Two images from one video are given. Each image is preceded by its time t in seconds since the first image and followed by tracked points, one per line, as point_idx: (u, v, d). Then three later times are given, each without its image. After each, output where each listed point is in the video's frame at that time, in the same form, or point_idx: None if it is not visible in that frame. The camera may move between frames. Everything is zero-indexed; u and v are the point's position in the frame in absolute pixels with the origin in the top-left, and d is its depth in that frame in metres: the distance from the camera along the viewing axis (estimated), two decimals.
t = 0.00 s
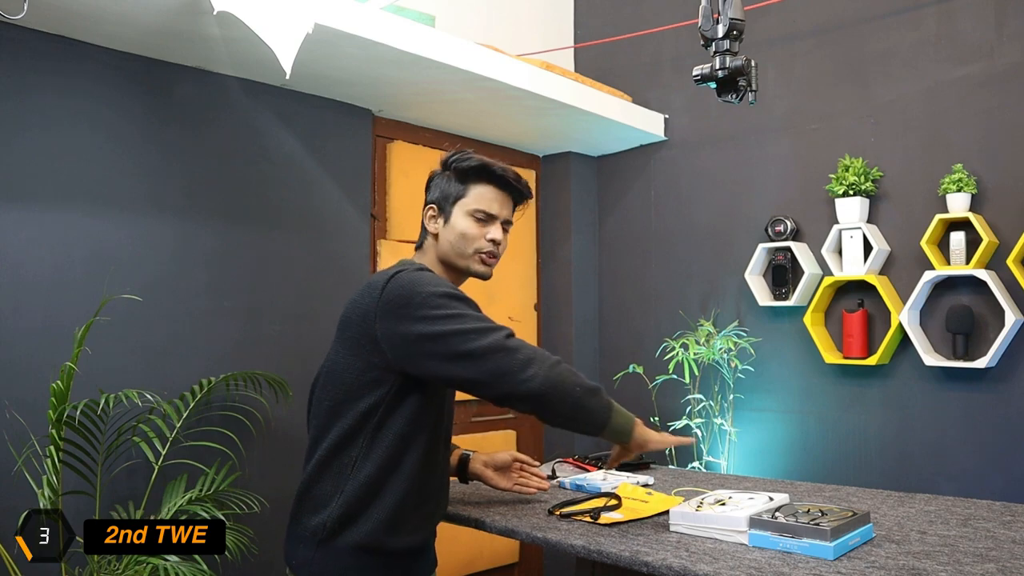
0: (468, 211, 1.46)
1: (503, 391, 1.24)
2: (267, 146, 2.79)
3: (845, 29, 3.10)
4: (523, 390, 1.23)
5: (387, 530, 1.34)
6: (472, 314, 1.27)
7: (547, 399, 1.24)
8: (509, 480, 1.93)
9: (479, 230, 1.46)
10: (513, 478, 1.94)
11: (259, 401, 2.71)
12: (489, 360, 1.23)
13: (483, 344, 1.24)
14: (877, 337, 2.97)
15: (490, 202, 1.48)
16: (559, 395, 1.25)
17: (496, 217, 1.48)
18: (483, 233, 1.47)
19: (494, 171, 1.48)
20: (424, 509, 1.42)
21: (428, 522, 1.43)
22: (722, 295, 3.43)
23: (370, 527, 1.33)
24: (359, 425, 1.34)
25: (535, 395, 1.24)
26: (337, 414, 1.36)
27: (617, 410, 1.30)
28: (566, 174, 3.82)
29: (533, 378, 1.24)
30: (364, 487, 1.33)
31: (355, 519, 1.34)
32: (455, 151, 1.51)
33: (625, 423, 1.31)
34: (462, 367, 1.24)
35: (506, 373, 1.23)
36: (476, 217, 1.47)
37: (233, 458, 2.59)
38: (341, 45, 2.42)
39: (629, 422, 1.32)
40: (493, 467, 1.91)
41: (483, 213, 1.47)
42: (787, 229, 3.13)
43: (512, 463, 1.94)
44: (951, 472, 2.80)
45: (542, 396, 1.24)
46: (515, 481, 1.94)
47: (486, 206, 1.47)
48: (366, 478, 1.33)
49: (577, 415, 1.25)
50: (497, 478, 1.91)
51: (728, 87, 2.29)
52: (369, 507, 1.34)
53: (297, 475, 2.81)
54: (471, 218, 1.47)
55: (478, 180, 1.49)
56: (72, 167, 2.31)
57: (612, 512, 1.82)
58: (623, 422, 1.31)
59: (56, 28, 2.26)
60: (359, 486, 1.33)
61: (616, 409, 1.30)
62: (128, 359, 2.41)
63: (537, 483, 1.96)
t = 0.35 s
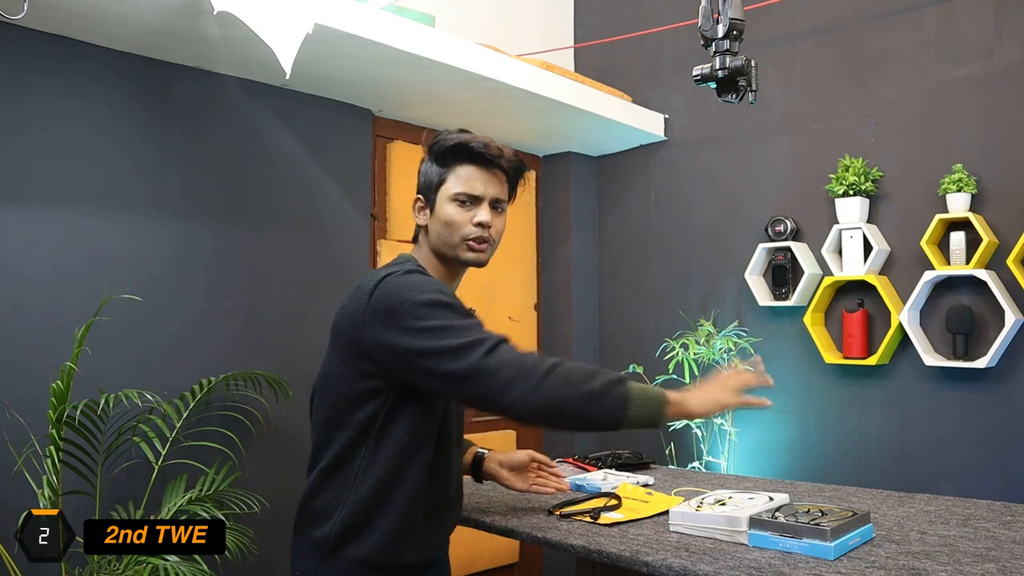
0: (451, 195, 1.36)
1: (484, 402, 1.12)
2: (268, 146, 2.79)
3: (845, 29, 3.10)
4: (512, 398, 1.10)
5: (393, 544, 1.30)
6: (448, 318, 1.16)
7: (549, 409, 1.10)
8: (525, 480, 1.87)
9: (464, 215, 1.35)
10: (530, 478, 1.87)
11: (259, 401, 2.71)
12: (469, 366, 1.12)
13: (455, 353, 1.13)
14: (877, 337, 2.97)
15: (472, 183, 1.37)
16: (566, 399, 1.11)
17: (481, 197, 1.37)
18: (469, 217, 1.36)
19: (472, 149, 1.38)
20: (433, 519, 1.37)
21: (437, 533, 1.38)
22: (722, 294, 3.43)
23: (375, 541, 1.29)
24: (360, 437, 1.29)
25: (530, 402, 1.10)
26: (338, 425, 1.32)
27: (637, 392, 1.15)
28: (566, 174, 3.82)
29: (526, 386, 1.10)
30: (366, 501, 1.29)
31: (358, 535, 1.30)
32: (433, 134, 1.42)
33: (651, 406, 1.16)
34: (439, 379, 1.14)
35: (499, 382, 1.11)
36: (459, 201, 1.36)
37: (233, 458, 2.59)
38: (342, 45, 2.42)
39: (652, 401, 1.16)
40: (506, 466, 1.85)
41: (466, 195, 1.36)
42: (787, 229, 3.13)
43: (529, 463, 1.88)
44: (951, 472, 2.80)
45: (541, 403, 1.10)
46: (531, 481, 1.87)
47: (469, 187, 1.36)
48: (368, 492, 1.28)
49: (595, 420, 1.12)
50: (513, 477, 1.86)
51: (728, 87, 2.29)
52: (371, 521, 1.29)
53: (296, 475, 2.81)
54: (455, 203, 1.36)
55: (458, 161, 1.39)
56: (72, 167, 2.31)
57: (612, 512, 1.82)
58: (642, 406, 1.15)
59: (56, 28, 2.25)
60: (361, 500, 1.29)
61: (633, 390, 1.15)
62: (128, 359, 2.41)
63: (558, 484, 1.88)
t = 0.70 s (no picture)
0: (425, 168, 1.22)
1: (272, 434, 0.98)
2: (268, 146, 2.79)
3: (845, 28, 3.10)
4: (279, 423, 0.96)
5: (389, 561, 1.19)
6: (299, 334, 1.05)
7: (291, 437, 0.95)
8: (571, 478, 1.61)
9: (441, 187, 1.20)
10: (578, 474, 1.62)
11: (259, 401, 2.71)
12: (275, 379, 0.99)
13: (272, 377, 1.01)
14: (877, 337, 2.97)
15: (446, 152, 1.23)
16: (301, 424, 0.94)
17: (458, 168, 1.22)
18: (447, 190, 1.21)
19: (441, 116, 1.24)
20: (439, 530, 1.24)
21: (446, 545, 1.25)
22: (722, 294, 3.43)
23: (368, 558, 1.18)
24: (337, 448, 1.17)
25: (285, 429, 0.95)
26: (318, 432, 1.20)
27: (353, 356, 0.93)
28: (566, 174, 3.82)
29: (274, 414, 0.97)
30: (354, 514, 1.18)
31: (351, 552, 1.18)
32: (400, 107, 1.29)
33: (366, 369, 0.92)
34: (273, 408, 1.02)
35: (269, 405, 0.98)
36: (434, 174, 1.22)
37: (233, 458, 2.59)
38: (342, 45, 2.42)
39: (367, 358, 0.92)
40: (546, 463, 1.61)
41: (440, 167, 1.22)
42: (787, 229, 3.13)
43: (571, 456, 1.62)
44: (951, 472, 2.80)
45: (286, 427, 0.95)
46: (577, 478, 1.61)
47: (444, 158, 1.22)
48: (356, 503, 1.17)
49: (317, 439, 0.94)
50: (558, 475, 1.61)
51: (728, 87, 2.29)
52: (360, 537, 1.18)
53: (296, 475, 2.81)
54: (430, 176, 1.22)
55: (430, 131, 1.25)
56: (72, 167, 2.31)
57: (612, 512, 1.82)
58: (364, 367, 0.92)
59: (55, 28, 2.25)
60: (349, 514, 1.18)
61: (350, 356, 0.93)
62: (128, 359, 2.41)
63: (612, 476, 1.62)
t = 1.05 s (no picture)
0: (382, 150, 1.26)
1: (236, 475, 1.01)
2: (268, 146, 2.79)
3: (845, 28, 3.10)
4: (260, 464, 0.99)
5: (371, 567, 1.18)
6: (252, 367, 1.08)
7: (255, 479, 0.98)
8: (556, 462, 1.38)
9: (396, 169, 1.24)
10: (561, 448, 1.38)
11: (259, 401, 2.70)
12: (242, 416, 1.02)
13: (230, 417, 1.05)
14: (876, 337, 2.97)
15: (403, 133, 1.26)
16: (261, 465, 0.98)
17: (413, 148, 1.25)
18: (401, 171, 1.24)
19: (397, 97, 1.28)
20: (426, 537, 1.22)
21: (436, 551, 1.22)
22: (722, 294, 3.43)
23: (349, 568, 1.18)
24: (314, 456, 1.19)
25: (248, 470, 0.99)
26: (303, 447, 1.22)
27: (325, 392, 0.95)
28: (566, 174, 3.82)
29: (237, 457, 1.00)
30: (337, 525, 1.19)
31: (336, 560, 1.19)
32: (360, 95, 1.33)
33: (342, 404, 0.95)
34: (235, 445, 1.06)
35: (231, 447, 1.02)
36: (391, 156, 1.25)
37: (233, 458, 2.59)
38: (341, 45, 2.42)
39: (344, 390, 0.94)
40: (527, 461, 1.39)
41: (396, 149, 1.25)
42: (787, 229, 3.13)
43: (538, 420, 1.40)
44: (951, 472, 2.80)
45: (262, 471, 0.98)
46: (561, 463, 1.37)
47: (400, 139, 1.26)
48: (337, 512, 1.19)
49: (292, 479, 0.97)
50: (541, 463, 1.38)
51: (728, 87, 2.29)
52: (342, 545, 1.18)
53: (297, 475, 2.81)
54: (387, 159, 1.25)
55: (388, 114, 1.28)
56: (72, 167, 2.31)
57: (612, 512, 1.82)
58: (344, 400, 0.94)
59: (55, 28, 2.25)
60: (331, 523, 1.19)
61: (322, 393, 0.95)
62: (129, 359, 2.41)
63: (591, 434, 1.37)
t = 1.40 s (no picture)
0: (400, 160, 1.24)
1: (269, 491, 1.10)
2: (268, 146, 2.79)
3: (845, 28, 3.10)
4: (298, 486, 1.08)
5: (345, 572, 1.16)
6: (264, 387, 1.11)
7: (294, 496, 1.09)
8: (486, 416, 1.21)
9: (406, 183, 1.22)
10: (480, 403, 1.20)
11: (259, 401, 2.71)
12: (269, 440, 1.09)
13: (252, 435, 1.11)
14: (877, 337, 2.97)
15: (424, 150, 1.24)
16: (305, 490, 1.08)
17: (430, 168, 1.23)
18: (411, 187, 1.21)
19: (430, 112, 1.25)
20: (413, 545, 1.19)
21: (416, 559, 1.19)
22: (722, 294, 3.43)
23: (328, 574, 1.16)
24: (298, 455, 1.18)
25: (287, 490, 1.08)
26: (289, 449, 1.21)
27: (365, 418, 1.08)
28: (566, 174, 3.82)
29: (273, 480, 1.08)
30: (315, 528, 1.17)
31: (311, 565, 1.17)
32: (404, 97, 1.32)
33: (384, 444, 1.07)
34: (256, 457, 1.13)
35: (261, 467, 1.09)
36: (407, 168, 1.23)
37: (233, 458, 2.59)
38: (342, 45, 2.42)
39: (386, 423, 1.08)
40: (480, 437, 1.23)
41: (412, 162, 1.23)
42: (787, 229, 3.13)
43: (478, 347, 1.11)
44: (951, 472, 2.80)
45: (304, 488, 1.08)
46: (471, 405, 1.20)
47: (419, 154, 1.24)
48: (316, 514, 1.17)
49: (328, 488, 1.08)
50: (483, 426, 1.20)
51: (728, 87, 2.29)
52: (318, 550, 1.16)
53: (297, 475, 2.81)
54: (402, 170, 1.23)
55: (418, 126, 1.26)
56: (72, 167, 2.31)
57: (613, 512, 1.83)
58: (383, 429, 1.07)
59: (55, 28, 2.25)
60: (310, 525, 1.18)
61: (362, 420, 1.08)
62: (129, 359, 2.41)
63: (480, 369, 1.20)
